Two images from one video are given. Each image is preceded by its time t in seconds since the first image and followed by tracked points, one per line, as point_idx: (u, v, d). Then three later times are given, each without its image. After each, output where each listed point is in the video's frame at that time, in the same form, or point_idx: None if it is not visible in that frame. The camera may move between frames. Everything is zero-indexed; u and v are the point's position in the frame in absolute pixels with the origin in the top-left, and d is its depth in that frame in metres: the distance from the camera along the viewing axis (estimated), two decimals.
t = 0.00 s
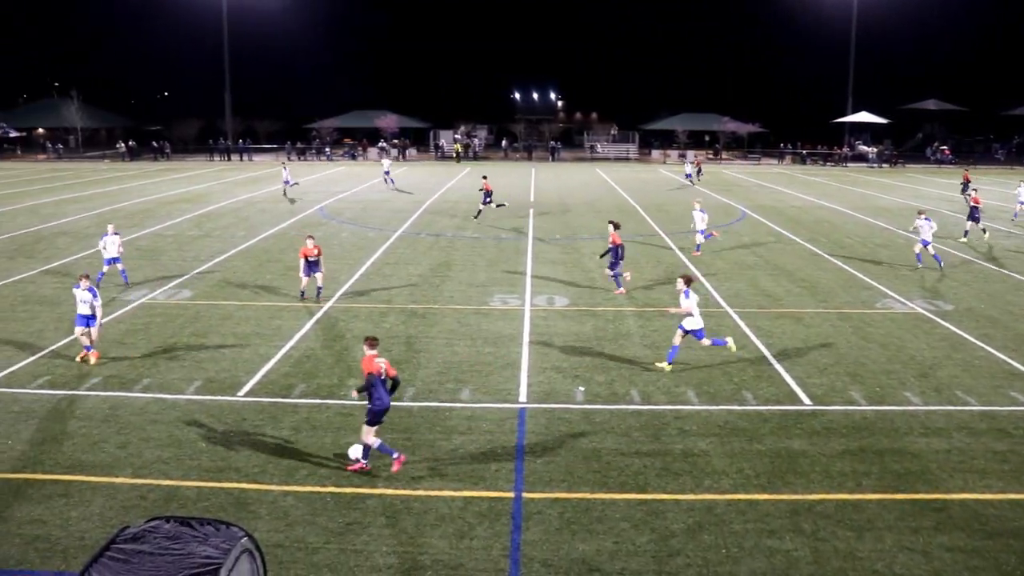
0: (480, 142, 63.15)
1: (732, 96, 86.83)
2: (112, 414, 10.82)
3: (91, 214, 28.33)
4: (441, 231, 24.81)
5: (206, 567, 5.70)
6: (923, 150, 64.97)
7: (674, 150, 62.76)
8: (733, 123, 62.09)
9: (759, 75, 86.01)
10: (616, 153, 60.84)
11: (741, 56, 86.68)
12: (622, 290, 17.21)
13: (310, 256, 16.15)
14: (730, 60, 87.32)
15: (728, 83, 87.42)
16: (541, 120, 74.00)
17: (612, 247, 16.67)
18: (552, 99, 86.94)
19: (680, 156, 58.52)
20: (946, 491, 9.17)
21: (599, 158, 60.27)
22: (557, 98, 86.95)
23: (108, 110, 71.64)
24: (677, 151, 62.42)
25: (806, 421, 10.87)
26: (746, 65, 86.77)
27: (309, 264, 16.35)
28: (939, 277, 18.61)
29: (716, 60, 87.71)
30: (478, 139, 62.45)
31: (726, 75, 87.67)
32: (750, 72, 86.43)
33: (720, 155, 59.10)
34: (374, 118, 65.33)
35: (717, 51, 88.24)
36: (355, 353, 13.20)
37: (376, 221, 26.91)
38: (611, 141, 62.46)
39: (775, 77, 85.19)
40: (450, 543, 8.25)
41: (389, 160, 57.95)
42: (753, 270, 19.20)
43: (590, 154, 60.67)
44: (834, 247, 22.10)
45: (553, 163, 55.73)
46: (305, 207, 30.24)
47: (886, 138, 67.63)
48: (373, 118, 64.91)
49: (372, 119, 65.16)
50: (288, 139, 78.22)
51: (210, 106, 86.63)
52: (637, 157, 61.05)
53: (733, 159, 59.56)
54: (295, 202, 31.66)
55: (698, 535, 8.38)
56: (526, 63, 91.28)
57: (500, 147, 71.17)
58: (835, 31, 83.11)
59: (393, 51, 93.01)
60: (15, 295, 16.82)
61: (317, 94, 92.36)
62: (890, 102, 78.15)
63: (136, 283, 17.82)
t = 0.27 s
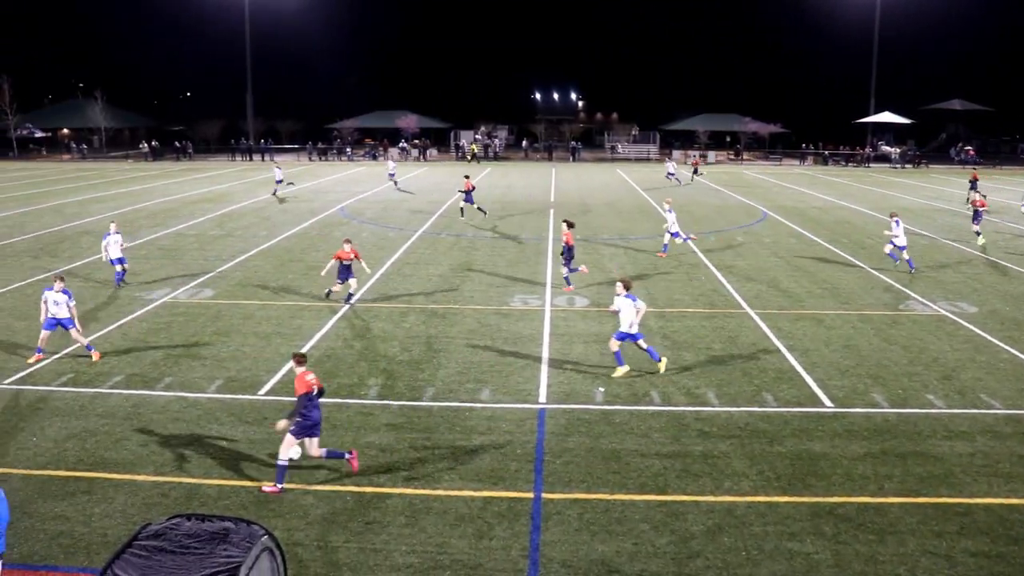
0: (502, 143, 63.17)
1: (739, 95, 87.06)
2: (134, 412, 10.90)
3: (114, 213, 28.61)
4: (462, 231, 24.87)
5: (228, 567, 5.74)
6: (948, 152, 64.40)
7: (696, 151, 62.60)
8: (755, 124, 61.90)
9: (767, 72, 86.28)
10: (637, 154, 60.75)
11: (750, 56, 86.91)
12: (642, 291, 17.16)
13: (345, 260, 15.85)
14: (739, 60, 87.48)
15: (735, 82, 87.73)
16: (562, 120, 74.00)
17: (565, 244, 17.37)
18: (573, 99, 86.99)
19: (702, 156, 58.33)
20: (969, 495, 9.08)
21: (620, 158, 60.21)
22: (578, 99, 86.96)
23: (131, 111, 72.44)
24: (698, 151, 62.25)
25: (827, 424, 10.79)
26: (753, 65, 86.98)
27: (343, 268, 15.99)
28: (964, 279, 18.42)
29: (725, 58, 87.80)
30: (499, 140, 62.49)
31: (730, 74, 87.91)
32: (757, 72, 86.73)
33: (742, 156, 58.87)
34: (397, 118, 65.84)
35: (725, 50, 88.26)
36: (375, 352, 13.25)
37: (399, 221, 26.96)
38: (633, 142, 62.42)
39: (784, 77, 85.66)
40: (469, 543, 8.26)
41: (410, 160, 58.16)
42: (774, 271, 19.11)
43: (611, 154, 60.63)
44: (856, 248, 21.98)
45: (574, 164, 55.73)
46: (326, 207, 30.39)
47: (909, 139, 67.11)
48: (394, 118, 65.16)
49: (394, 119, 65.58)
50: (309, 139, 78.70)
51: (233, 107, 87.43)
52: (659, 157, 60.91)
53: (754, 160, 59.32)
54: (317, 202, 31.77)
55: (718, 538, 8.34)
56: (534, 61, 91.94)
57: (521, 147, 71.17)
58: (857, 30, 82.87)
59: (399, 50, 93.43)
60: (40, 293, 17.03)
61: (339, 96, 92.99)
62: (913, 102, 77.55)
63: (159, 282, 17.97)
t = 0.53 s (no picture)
0: (530, 143, 63.47)
1: (762, 95, 87.32)
2: (163, 410, 11.01)
3: (145, 212, 28.98)
4: (491, 231, 24.92)
5: (254, 563, 5.75)
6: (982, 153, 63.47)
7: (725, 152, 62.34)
8: (785, 125, 61.60)
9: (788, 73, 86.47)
10: (665, 154, 60.56)
11: (769, 58, 87.41)
12: (670, 293, 17.09)
13: (390, 261, 15.43)
14: (758, 61, 88.34)
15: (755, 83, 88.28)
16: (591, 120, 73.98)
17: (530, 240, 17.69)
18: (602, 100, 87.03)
19: (731, 157, 58.03)
20: (1003, 502, 8.93)
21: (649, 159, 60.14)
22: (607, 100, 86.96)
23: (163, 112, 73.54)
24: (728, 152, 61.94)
25: (856, 427, 10.68)
26: (775, 66, 87.40)
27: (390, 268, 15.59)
28: (998, 282, 18.16)
29: (744, 61, 88.95)
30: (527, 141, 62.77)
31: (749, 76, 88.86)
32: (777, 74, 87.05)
33: (772, 157, 58.50)
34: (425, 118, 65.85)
35: (745, 53, 89.35)
36: (403, 352, 13.29)
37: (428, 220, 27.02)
38: (662, 143, 62.43)
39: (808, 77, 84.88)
40: (496, 543, 8.25)
41: (440, 161, 58.37)
42: (802, 272, 18.95)
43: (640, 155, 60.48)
44: (887, 250, 21.75)
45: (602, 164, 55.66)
46: (355, 207, 30.54)
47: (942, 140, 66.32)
48: (422, 118, 65.50)
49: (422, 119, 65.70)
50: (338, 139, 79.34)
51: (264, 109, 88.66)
52: (688, 158, 60.63)
53: (784, 161, 58.92)
54: (347, 202, 31.91)
55: (745, 540, 8.28)
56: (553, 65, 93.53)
57: (550, 147, 71.26)
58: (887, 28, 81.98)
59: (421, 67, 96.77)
60: (73, 291, 17.28)
61: (369, 99, 93.99)
62: (947, 103, 76.59)
63: (190, 280, 18.16)
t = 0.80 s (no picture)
0: (568, 145, 63.47)
1: (766, 94, 88.69)
2: (203, 406, 11.15)
3: (185, 211, 29.45)
4: (529, 232, 24.94)
5: (292, 560, 5.73)
6: None
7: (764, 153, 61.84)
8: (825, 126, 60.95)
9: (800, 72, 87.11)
10: (703, 155, 60.11)
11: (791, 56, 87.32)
12: (708, 295, 16.96)
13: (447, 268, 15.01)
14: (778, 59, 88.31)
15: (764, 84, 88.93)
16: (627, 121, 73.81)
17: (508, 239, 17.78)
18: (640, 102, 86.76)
19: (770, 159, 57.45)
20: None
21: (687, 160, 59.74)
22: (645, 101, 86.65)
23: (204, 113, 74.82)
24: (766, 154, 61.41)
25: (897, 432, 10.51)
26: (779, 65, 88.55)
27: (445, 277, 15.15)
28: None
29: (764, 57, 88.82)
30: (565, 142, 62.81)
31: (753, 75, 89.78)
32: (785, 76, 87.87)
33: (811, 158, 57.82)
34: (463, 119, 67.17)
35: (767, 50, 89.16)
36: (440, 352, 13.32)
37: (464, 220, 27.08)
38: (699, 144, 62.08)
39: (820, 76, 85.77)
40: (531, 544, 8.25)
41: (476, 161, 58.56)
42: (842, 275, 18.70)
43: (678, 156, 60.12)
44: (929, 252, 21.42)
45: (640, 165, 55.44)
46: (393, 207, 30.75)
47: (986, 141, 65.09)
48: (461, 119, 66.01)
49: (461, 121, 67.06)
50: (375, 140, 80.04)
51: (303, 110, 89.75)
52: (726, 159, 60.07)
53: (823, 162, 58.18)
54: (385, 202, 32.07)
55: (782, 545, 8.19)
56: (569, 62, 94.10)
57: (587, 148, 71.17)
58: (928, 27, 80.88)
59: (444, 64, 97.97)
60: (115, 289, 17.59)
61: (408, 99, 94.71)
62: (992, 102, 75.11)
63: (230, 279, 18.39)
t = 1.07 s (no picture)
0: (589, 145, 63.68)
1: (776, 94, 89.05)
2: (224, 405, 11.21)
3: (207, 211, 29.70)
4: (549, 232, 24.94)
5: (309, 560, 5.80)
6: None
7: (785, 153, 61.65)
8: (847, 126, 60.66)
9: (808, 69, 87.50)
10: (724, 156, 59.89)
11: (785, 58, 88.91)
12: (728, 296, 16.90)
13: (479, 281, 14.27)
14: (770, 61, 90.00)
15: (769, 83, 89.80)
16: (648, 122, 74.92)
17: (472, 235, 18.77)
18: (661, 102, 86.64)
19: (791, 160, 57.21)
20: None
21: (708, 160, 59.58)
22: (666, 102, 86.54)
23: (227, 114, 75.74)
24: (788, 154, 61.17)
25: (920, 436, 10.41)
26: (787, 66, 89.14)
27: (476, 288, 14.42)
28: None
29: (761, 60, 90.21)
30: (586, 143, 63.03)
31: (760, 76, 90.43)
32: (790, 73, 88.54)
33: (833, 159, 57.48)
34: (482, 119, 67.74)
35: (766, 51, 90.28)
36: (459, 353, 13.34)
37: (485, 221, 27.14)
38: (720, 144, 62.01)
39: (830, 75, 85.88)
40: (549, 545, 8.24)
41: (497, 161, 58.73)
42: (864, 276, 18.58)
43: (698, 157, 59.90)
44: (951, 254, 21.25)
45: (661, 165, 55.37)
46: (414, 207, 30.86)
47: (1010, 142, 64.53)
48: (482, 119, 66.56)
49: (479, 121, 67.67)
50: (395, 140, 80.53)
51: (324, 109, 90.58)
52: (747, 160, 59.80)
53: (845, 163, 57.82)
54: (406, 202, 32.17)
55: (802, 549, 8.13)
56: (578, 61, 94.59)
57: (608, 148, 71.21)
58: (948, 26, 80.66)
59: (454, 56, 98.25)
60: (137, 288, 17.74)
61: (429, 99, 95.27)
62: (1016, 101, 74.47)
63: (252, 279, 18.50)
